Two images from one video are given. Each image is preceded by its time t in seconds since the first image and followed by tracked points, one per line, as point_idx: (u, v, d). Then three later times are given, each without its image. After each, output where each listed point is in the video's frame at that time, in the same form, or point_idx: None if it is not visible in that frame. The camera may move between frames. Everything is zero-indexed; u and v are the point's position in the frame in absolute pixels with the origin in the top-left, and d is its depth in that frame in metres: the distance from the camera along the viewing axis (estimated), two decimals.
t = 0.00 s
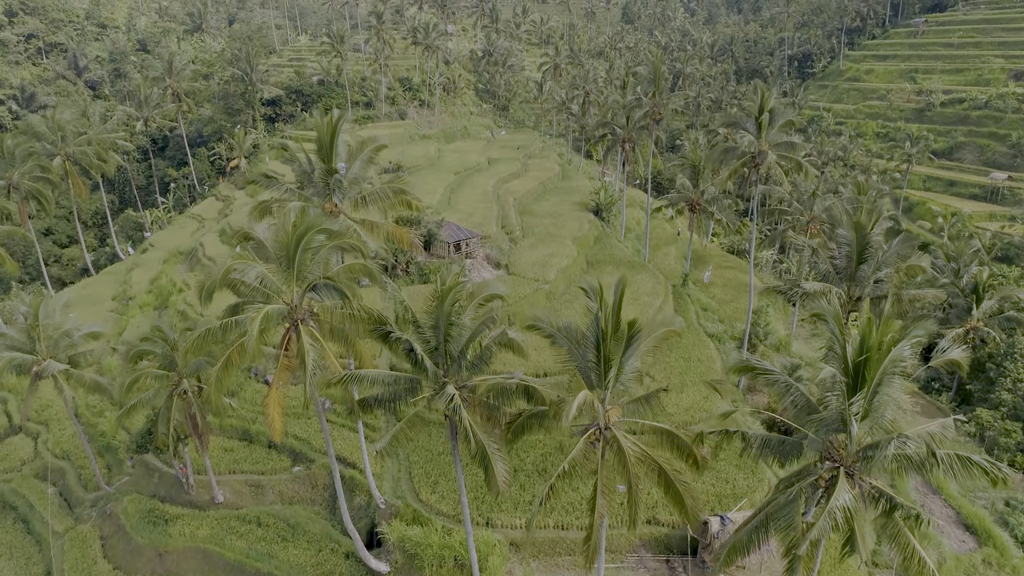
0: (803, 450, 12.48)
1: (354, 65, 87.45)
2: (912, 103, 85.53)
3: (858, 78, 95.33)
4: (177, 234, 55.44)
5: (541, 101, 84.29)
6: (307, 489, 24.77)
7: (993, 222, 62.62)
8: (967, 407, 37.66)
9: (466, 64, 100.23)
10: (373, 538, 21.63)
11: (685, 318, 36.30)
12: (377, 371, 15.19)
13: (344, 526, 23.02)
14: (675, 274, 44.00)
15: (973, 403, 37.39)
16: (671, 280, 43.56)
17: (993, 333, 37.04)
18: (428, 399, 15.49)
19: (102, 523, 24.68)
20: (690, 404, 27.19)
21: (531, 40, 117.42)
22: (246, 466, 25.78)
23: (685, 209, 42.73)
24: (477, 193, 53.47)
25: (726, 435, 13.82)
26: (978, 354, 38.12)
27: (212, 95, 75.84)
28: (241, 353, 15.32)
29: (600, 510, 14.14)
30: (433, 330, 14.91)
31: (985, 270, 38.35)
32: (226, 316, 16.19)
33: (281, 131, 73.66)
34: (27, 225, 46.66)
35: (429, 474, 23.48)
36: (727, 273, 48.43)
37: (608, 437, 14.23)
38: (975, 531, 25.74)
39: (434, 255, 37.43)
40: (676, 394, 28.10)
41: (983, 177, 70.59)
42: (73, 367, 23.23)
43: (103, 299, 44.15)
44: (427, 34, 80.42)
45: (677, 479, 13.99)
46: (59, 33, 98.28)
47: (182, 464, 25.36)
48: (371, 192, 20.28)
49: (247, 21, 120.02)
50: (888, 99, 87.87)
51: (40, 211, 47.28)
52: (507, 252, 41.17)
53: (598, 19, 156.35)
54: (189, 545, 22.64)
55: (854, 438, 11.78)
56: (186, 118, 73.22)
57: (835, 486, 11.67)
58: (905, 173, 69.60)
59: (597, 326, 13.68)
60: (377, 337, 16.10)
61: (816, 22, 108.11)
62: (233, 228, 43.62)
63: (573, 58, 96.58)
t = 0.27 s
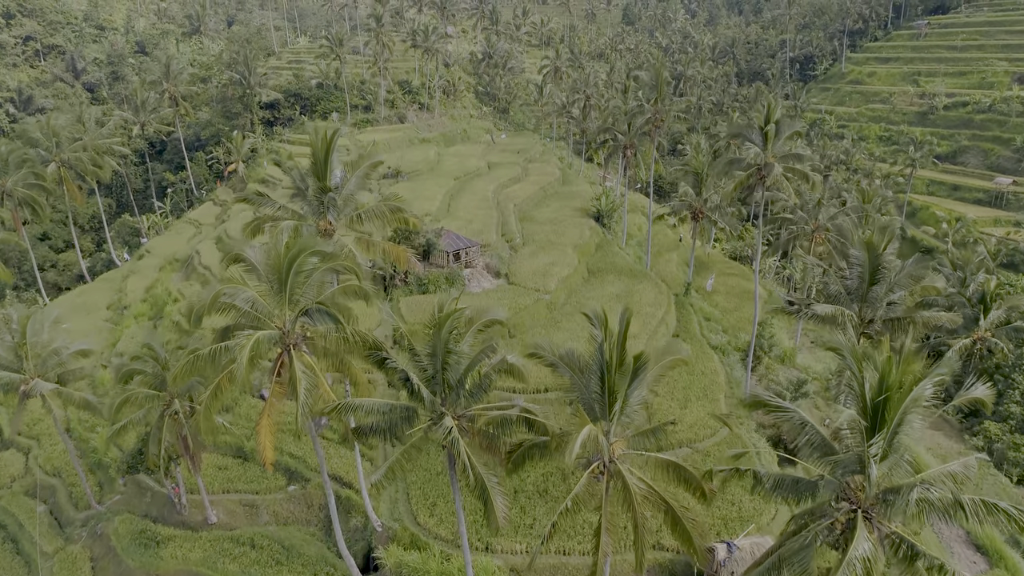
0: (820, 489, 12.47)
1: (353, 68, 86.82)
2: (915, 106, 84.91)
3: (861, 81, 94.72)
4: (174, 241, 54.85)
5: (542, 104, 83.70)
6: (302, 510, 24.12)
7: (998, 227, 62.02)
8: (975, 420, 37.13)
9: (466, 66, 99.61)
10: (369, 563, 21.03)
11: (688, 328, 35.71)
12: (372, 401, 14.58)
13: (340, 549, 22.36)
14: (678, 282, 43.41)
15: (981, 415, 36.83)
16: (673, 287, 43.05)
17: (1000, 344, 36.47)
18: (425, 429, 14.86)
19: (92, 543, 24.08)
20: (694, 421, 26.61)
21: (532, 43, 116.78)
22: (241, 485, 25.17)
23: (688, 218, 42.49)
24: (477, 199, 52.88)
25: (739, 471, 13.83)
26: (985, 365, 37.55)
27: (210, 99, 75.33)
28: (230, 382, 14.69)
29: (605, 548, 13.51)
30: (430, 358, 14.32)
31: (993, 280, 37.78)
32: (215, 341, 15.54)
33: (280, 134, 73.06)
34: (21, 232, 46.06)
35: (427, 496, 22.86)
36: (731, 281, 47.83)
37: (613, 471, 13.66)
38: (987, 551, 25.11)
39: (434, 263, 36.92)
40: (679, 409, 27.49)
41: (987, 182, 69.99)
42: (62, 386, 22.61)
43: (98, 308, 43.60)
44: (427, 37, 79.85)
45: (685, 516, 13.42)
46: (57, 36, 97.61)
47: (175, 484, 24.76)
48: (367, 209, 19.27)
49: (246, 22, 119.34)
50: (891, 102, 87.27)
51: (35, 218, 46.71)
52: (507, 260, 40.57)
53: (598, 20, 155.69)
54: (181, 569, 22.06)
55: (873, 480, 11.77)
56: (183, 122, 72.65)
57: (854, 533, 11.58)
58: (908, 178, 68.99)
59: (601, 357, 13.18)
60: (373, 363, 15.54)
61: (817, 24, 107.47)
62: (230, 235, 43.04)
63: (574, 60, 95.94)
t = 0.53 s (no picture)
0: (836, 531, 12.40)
1: (352, 70, 86.27)
2: (918, 109, 84.38)
3: (863, 83, 94.19)
4: (170, 247, 54.30)
5: (542, 107, 83.14)
6: (297, 529, 23.57)
7: (1002, 233, 61.50)
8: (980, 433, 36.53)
9: (466, 68, 99.02)
10: None
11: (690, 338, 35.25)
12: (366, 430, 14.04)
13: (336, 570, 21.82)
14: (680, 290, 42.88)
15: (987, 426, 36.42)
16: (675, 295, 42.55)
17: (1007, 354, 36.00)
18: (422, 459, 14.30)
19: (83, 564, 23.52)
20: (698, 436, 26.15)
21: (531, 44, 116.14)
22: (235, 503, 24.62)
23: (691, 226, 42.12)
24: (476, 205, 52.33)
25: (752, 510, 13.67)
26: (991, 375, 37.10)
27: (207, 102, 74.75)
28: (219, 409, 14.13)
29: None
30: (427, 386, 13.82)
31: (1000, 289, 37.30)
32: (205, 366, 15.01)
33: (278, 137, 72.50)
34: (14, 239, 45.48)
35: (425, 517, 22.32)
36: (733, 288, 47.29)
37: (617, 506, 13.16)
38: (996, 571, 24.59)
39: (433, 272, 36.45)
40: (682, 425, 26.99)
41: (990, 186, 69.53)
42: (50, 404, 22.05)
43: (93, 316, 43.10)
44: (426, 39, 79.29)
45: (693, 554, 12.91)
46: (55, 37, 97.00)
47: (167, 503, 24.20)
48: (363, 226, 18.58)
49: (245, 24, 118.82)
50: (893, 105, 86.76)
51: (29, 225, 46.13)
52: (507, 269, 40.02)
53: (599, 21, 155.10)
54: None
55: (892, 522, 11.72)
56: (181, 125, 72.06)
57: None
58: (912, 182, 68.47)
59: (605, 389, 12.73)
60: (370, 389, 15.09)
61: (819, 26, 106.94)
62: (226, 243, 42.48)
63: (574, 62, 95.40)
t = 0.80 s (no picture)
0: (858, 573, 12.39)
1: (351, 73, 85.71)
2: (920, 112, 83.88)
3: (865, 86, 93.67)
4: (167, 253, 53.77)
5: (542, 110, 82.60)
6: (292, 550, 22.98)
7: (1007, 238, 60.97)
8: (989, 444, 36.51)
9: (466, 71, 98.49)
10: None
11: (693, 350, 34.65)
12: (361, 461, 13.50)
13: None
14: (682, 299, 42.33)
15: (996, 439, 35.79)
16: (678, 303, 42.09)
17: (1016, 365, 35.30)
18: (419, 491, 13.71)
19: None
20: (702, 453, 25.69)
21: (531, 46, 115.52)
22: (229, 523, 24.02)
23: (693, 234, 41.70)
24: (476, 210, 51.80)
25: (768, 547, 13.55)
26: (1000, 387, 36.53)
27: (205, 106, 74.25)
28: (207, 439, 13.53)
29: None
30: (423, 417, 13.32)
31: (1009, 300, 36.71)
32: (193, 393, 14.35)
33: (277, 141, 71.95)
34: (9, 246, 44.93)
35: (422, 539, 21.70)
36: (736, 295, 46.77)
37: (621, 543, 12.76)
38: None
39: (432, 282, 35.94)
40: (686, 441, 26.39)
41: (995, 191, 69.05)
42: (38, 424, 21.47)
43: (88, 324, 42.64)
44: (426, 42, 78.78)
45: None
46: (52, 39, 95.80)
47: (159, 523, 23.60)
48: (359, 245, 17.94)
49: (244, 26, 118.29)
50: (896, 108, 86.25)
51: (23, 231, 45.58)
52: (507, 277, 39.47)
53: (599, 22, 154.47)
54: None
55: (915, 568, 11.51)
56: (179, 130, 71.58)
57: None
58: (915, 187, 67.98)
59: (610, 425, 12.30)
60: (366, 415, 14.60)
61: (820, 28, 106.39)
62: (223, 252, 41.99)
63: (575, 65, 94.89)
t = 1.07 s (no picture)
0: None
1: (350, 76, 85.07)
2: (924, 115, 83.30)
3: (868, 89, 93.04)
4: (164, 259, 53.20)
5: (543, 113, 81.95)
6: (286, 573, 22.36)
7: (1012, 244, 60.36)
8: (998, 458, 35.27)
9: (466, 73, 97.87)
10: None
11: (697, 362, 34.02)
12: (355, 500, 12.82)
13: None
14: (685, 309, 41.73)
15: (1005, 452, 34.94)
16: (680, 313, 41.48)
17: None
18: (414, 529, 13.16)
19: None
20: (706, 472, 25.14)
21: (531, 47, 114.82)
22: (220, 545, 23.35)
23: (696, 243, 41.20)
24: (476, 217, 51.20)
25: None
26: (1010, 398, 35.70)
27: (203, 109, 73.64)
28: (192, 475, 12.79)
29: None
30: (419, 454, 12.80)
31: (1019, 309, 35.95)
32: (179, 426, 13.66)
33: (275, 145, 71.34)
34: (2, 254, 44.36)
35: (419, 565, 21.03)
36: (739, 303, 46.18)
37: None
38: None
39: (431, 292, 35.31)
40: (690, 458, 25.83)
41: (999, 195, 68.47)
42: (25, 446, 20.88)
43: (83, 333, 42.12)
44: (425, 45, 78.19)
45: None
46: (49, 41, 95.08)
47: (149, 545, 22.95)
48: (354, 266, 17.09)
49: (243, 28, 117.79)
50: (899, 111, 85.64)
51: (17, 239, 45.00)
52: (507, 287, 38.87)
53: (599, 24, 153.84)
54: None
55: None
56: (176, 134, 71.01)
57: None
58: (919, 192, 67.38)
59: (616, 468, 12.10)
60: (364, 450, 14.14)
61: (822, 29, 105.78)
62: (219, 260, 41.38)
63: (576, 67, 94.23)
